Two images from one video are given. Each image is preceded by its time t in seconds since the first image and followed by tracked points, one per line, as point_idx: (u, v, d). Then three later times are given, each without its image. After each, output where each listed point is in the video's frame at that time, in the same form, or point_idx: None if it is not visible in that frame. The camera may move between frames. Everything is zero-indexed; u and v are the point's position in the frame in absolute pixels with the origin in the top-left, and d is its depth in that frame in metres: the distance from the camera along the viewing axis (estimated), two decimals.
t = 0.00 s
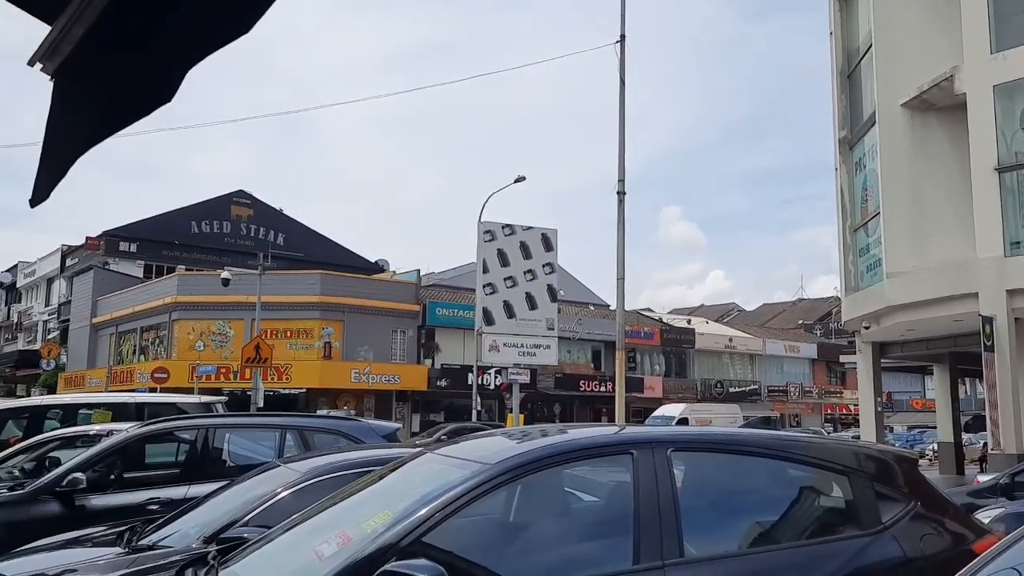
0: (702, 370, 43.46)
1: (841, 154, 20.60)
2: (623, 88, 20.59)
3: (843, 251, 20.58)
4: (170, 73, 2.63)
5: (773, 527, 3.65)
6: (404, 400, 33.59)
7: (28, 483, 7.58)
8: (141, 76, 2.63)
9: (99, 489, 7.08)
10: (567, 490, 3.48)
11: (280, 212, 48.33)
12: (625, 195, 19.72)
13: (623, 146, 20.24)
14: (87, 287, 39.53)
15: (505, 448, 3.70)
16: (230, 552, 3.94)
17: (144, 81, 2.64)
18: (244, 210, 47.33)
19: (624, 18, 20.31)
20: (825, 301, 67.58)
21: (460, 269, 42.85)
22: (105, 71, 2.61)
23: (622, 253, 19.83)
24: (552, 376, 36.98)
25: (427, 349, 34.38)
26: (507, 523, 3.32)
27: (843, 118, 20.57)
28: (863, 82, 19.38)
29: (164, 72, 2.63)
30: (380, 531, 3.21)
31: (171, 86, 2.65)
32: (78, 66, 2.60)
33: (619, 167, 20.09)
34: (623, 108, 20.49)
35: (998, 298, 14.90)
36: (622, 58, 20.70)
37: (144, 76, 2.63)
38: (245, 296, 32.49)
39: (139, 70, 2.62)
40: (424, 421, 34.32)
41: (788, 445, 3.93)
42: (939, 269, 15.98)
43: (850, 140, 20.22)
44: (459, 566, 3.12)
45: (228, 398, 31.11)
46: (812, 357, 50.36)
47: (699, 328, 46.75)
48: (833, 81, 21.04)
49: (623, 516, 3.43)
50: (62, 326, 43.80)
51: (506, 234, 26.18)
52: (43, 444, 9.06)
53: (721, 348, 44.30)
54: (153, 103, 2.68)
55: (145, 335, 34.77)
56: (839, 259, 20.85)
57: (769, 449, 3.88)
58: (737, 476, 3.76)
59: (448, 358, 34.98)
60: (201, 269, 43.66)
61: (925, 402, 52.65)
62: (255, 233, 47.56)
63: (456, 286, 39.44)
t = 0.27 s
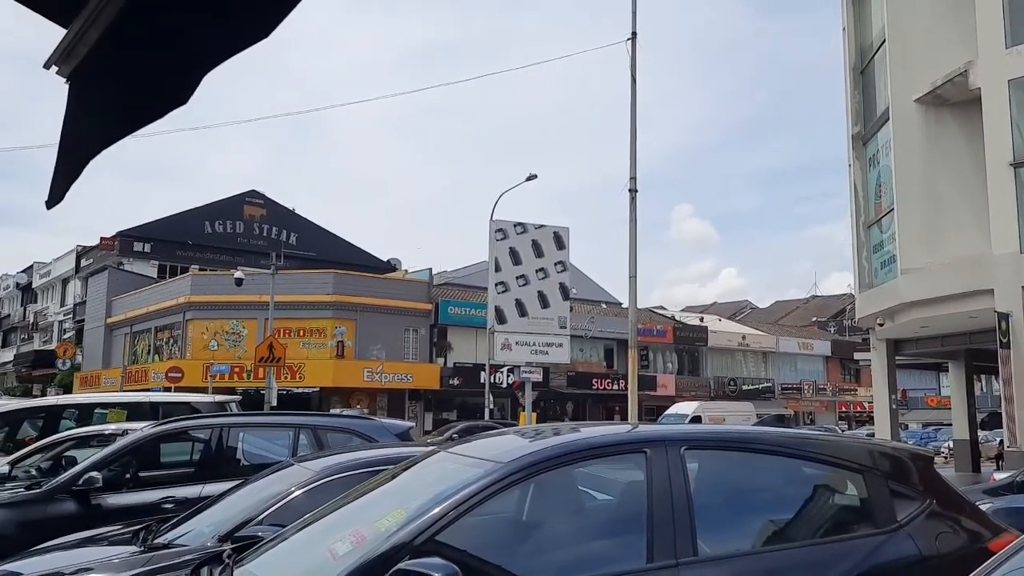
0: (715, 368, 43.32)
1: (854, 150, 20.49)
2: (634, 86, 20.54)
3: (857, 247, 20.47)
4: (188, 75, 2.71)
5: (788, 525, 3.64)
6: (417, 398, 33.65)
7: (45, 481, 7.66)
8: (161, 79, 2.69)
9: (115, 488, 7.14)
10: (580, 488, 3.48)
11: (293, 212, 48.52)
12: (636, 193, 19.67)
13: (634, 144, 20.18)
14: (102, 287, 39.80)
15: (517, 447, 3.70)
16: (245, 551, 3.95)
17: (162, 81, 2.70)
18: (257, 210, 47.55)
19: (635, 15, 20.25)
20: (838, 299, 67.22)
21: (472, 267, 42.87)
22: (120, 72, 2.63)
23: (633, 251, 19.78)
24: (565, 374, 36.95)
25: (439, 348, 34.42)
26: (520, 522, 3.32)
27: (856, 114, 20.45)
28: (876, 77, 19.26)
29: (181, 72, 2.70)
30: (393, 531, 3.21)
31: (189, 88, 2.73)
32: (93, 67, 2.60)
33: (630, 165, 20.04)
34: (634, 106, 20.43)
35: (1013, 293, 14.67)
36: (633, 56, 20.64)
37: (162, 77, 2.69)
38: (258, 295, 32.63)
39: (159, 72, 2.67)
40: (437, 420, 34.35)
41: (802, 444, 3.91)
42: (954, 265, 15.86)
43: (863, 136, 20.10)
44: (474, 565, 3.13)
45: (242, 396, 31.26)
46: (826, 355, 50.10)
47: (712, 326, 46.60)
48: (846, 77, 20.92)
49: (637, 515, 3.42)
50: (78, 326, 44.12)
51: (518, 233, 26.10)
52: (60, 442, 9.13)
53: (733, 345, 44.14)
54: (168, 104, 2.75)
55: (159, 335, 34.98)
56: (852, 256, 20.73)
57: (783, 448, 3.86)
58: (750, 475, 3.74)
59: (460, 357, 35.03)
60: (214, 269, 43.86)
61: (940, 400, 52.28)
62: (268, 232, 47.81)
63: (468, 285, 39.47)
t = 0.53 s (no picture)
0: (723, 367, 43.25)
1: (863, 148, 20.41)
2: (642, 85, 20.51)
3: (866, 246, 20.39)
4: (196, 76, 2.72)
5: (796, 524, 3.63)
6: (425, 397, 33.70)
7: (54, 480, 7.70)
8: (168, 80, 2.69)
9: (124, 486, 7.16)
10: (587, 487, 3.48)
11: (301, 210, 48.66)
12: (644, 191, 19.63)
13: (642, 142, 20.15)
14: (111, 286, 39.99)
15: (525, 446, 3.69)
16: (253, 550, 3.96)
17: (168, 82, 2.70)
18: (266, 209, 47.70)
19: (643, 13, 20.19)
20: (847, 297, 67.00)
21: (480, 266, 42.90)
22: (126, 73, 2.62)
23: (641, 250, 19.76)
24: (573, 373, 36.95)
25: (447, 346, 34.46)
26: (527, 521, 3.32)
27: (865, 111, 20.36)
28: (885, 74, 19.18)
29: (187, 72, 2.70)
30: (401, 529, 3.22)
31: (196, 88, 2.73)
32: (100, 68, 2.60)
33: (639, 164, 20.01)
34: (642, 104, 20.39)
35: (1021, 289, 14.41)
36: (641, 54, 20.59)
37: (168, 78, 2.69)
38: (266, 294, 32.72)
39: (164, 73, 2.68)
40: (445, 418, 34.39)
41: (811, 442, 3.90)
42: (964, 263, 15.76)
43: (872, 133, 20.02)
44: (483, 565, 3.13)
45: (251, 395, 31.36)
46: (835, 353, 49.95)
47: (720, 324, 46.51)
48: (855, 75, 20.84)
49: (645, 514, 3.41)
50: (87, 325, 44.32)
51: (526, 231, 26.06)
52: (69, 441, 9.17)
53: (742, 344, 44.05)
54: (175, 104, 2.76)
55: (168, 334, 35.11)
56: (861, 254, 20.65)
57: (791, 447, 3.85)
58: (759, 474, 3.73)
59: (468, 355, 35.07)
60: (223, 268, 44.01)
61: (950, 398, 52.06)
62: (276, 231, 47.96)
63: (476, 283, 39.49)
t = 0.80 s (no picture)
0: (726, 365, 43.22)
1: (865, 146, 20.38)
2: (644, 82, 20.48)
3: (868, 244, 20.36)
4: (195, 76, 2.71)
5: (799, 522, 3.62)
6: (427, 395, 33.71)
7: (55, 478, 7.71)
8: (167, 79, 2.69)
9: (126, 484, 7.13)
10: (589, 485, 3.48)
11: (303, 209, 48.66)
12: (647, 189, 19.60)
13: (645, 139, 20.10)
14: (114, 284, 40.05)
15: (526, 443, 3.70)
16: (255, 548, 3.96)
17: (167, 81, 2.70)
18: (268, 207, 47.69)
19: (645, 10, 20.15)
20: (849, 295, 66.94)
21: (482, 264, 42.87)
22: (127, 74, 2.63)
23: (644, 247, 19.72)
24: (575, 371, 36.95)
25: (450, 345, 34.48)
26: (529, 518, 3.32)
27: (868, 109, 20.32)
28: (888, 73, 19.14)
29: (186, 72, 2.69)
30: (402, 527, 3.22)
31: (196, 88, 2.72)
32: (100, 68, 2.61)
33: (641, 161, 19.98)
34: (644, 102, 20.34)
35: None
36: (644, 52, 20.54)
37: (167, 78, 2.69)
38: (268, 292, 32.74)
39: (165, 73, 2.68)
40: (447, 416, 34.39)
41: (813, 440, 3.90)
42: (968, 261, 15.71)
43: (875, 131, 19.98)
44: (485, 563, 3.14)
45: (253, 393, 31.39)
46: (837, 351, 49.90)
47: (723, 323, 46.48)
48: (857, 73, 20.81)
49: (646, 512, 3.42)
50: (89, 324, 44.34)
51: (528, 229, 26.11)
52: (71, 440, 9.16)
53: (744, 342, 44.01)
54: (174, 105, 2.75)
55: (170, 332, 35.13)
56: (864, 252, 20.61)
57: (793, 445, 3.85)
58: (761, 471, 3.72)
59: (470, 354, 35.09)
60: (225, 266, 44.01)
61: (952, 396, 52.02)
62: (278, 229, 47.99)
63: (478, 282, 39.47)
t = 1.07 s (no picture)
0: (722, 363, 43.25)
1: (860, 145, 20.43)
2: (639, 80, 20.47)
3: (864, 242, 20.39)
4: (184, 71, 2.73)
5: (793, 520, 3.63)
6: (423, 393, 33.69)
7: (49, 476, 7.71)
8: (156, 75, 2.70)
9: (120, 483, 7.16)
10: (583, 483, 3.48)
11: (298, 206, 48.62)
12: (642, 187, 19.62)
13: (640, 138, 20.12)
14: (108, 282, 39.96)
15: (519, 442, 3.70)
16: (247, 547, 3.96)
17: (160, 78, 2.72)
18: (263, 205, 47.61)
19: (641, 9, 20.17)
20: (844, 293, 67.06)
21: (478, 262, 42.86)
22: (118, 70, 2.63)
23: (640, 245, 19.73)
24: (571, 369, 36.98)
25: (445, 343, 34.47)
26: (523, 517, 3.32)
27: (863, 107, 20.36)
28: (883, 71, 19.18)
29: (179, 70, 2.72)
30: (395, 526, 3.21)
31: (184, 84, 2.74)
32: (91, 65, 2.60)
33: (637, 159, 19.99)
34: (640, 100, 20.37)
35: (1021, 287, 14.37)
36: (640, 50, 20.56)
37: (160, 75, 2.71)
38: (263, 290, 32.69)
39: (156, 70, 2.70)
40: (443, 414, 34.38)
41: (806, 438, 3.90)
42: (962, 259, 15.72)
43: (870, 130, 20.02)
44: (479, 561, 3.13)
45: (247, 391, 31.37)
46: (833, 349, 49.98)
47: (718, 321, 46.52)
48: (853, 71, 20.84)
49: (639, 510, 3.42)
50: (84, 322, 44.25)
51: (525, 227, 26.13)
52: (64, 438, 9.17)
53: (740, 340, 44.05)
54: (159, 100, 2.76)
55: (164, 330, 35.06)
56: (859, 251, 20.64)
57: (787, 443, 3.85)
58: (754, 469, 3.73)
59: (466, 352, 35.09)
60: (220, 264, 43.95)
61: (947, 394, 52.13)
62: (273, 227, 47.92)
63: (474, 280, 39.46)
